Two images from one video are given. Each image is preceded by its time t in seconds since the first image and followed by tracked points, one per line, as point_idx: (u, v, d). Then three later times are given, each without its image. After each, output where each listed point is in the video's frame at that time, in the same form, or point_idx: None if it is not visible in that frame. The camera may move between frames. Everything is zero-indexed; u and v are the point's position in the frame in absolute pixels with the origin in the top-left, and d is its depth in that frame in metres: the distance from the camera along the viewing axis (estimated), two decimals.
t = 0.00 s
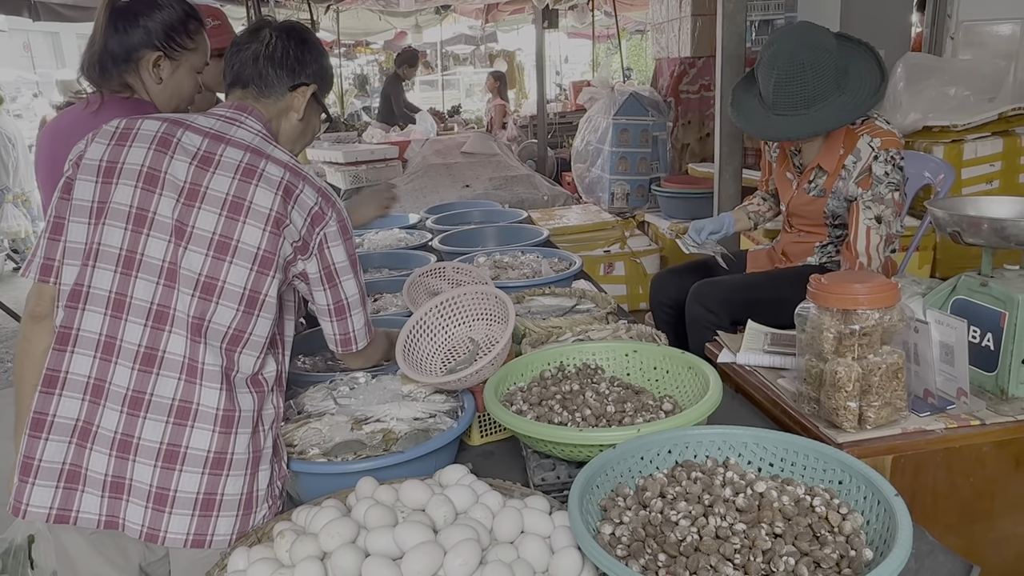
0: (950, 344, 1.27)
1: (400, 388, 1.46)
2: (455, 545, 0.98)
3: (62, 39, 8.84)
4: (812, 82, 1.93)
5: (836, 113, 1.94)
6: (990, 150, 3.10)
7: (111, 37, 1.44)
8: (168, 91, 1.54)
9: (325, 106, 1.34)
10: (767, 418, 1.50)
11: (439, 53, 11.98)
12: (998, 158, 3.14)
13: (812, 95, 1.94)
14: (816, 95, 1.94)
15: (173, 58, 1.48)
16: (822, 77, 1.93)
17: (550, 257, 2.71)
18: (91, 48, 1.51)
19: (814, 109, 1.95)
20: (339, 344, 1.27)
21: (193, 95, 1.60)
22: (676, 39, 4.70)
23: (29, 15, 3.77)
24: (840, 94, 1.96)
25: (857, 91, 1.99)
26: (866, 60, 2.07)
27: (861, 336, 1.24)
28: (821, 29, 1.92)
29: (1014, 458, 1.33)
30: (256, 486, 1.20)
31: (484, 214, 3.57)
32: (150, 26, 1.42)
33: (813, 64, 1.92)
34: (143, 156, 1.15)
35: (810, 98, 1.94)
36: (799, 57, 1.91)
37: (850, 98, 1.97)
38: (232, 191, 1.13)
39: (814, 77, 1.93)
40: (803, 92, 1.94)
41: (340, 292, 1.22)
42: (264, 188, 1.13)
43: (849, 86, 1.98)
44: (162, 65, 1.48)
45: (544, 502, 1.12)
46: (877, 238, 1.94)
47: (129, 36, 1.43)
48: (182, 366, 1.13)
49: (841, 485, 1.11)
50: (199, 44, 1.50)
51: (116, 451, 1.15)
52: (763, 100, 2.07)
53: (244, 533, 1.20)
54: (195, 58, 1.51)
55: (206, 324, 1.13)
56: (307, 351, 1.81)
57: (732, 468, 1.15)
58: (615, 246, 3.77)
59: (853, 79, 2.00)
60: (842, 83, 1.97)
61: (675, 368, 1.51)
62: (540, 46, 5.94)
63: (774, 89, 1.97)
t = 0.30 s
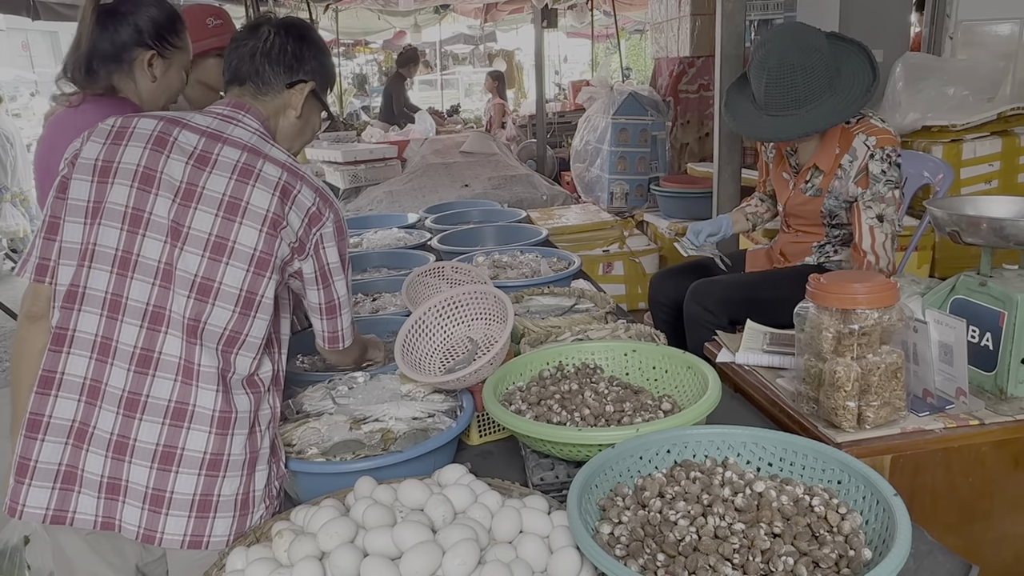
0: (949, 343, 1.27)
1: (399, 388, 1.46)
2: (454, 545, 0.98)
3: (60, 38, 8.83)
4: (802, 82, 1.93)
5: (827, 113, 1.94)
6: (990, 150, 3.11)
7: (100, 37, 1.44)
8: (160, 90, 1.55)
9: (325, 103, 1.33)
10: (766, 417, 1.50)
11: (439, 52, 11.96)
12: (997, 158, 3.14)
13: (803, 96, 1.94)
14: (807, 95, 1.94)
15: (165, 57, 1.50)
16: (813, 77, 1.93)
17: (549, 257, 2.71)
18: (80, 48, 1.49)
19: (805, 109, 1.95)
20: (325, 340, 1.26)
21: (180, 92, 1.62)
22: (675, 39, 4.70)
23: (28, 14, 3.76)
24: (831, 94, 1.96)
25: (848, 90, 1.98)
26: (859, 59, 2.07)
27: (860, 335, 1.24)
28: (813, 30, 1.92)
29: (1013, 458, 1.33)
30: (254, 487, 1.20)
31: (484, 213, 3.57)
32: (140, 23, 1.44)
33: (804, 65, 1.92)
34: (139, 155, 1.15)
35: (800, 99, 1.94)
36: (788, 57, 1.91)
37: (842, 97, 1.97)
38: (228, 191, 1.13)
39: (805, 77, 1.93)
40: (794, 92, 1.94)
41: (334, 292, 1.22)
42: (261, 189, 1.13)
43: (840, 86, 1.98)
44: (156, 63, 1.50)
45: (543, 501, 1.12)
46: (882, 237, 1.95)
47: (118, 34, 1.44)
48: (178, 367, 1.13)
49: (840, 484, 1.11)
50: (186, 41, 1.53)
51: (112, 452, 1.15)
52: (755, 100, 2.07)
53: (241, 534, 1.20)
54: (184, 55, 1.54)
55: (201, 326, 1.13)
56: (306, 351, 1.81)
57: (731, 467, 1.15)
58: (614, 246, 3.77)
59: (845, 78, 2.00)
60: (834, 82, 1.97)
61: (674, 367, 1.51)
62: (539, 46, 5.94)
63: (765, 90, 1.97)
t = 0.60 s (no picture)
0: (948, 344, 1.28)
1: (399, 388, 1.46)
2: (453, 546, 0.98)
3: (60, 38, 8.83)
4: (803, 73, 1.93)
5: (827, 104, 1.94)
6: (989, 151, 3.11)
7: (57, 36, 1.51)
8: (122, 86, 1.62)
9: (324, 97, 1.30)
10: (765, 418, 1.50)
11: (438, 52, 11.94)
12: (996, 158, 3.14)
13: (805, 87, 1.94)
14: (808, 86, 1.94)
15: (125, 52, 1.58)
16: (813, 68, 1.93)
17: (548, 257, 2.71)
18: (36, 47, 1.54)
19: (806, 100, 1.95)
20: (323, 342, 1.26)
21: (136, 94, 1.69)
22: (675, 39, 4.70)
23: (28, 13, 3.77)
24: (832, 86, 1.96)
25: (850, 83, 1.98)
26: (863, 54, 2.06)
27: (859, 336, 1.24)
28: (813, 23, 1.94)
29: (1011, 459, 1.33)
30: (248, 490, 1.20)
31: (483, 214, 3.57)
32: (97, 18, 1.53)
33: (804, 56, 1.93)
34: (128, 157, 1.14)
35: (802, 89, 1.94)
36: (788, 48, 1.93)
37: (844, 89, 1.96)
38: (217, 193, 1.12)
39: (805, 68, 1.93)
40: (796, 83, 1.94)
41: (327, 293, 1.21)
42: (250, 189, 1.12)
43: (842, 79, 1.98)
44: (115, 58, 1.57)
45: (542, 502, 1.12)
46: (909, 228, 1.97)
47: (76, 31, 1.51)
48: (169, 371, 1.13)
49: (839, 485, 1.11)
50: (142, 36, 1.62)
51: (105, 456, 1.15)
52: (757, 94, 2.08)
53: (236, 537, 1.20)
54: (142, 49, 1.63)
55: (192, 330, 1.13)
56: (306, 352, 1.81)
57: (729, 469, 1.15)
58: (614, 247, 3.77)
59: (847, 71, 2.00)
60: (836, 75, 1.97)
61: (674, 368, 1.51)
62: (539, 46, 5.94)
63: (766, 82, 1.97)
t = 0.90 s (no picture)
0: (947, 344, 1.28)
1: (399, 389, 1.47)
2: (453, 546, 0.98)
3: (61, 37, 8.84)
4: (813, 56, 1.93)
5: (835, 88, 1.93)
6: (988, 151, 3.12)
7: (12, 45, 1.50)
8: (83, 91, 1.59)
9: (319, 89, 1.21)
10: (765, 419, 1.50)
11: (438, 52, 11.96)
12: (995, 158, 3.15)
13: (814, 70, 1.94)
14: (818, 69, 1.94)
15: (82, 55, 1.56)
16: (823, 52, 1.94)
17: (548, 257, 2.71)
18: None
19: (815, 84, 1.95)
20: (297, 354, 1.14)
21: (103, 98, 1.66)
22: (674, 39, 4.71)
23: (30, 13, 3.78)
24: (842, 72, 1.96)
25: (859, 71, 1.98)
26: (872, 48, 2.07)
27: (859, 336, 1.24)
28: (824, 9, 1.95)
29: (1010, 460, 1.34)
30: (238, 495, 1.17)
31: (483, 214, 3.57)
32: (50, 24, 1.50)
33: (815, 39, 1.93)
34: (109, 159, 1.11)
35: (811, 73, 1.94)
36: (797, 30, 1.93)
37: (853, 76, 1.96)
38: (192, 194, 1.06)
39: (815, 51, 1.93)
40: (806, 66, 1.94)
41: (304, 295, 1.11)
42: (226, 188, 1.06)
43: (851, 66, 1.98)
44: (72, 63, 1.55)
45: (542, 502, 1.12)
46: (913, 222, 1.97)
47: (30, 39, 1.49)
48: (154, 375, 1.11)
49: (839, 485, 1.11)
50: (100, 37, 1.60)
51: (95, 457, 1.15)
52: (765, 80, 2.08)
53: (225, 542, 1.17)
54: (101, 51, 1.60)
55: (172, 334, 1.08)
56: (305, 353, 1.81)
57: (729, 469, 1.15)
58: (613, 247, 3.77)
59: (857, 61, 2.00)
60: (845, 62, 1.97)
61: (673, 368, 1.51)
62: (539, 46, 5.95)
63: (775, 65, 1.97)
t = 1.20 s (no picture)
0: (946, 344, 1.28)
1: (399, 388, 1.47)
2: (453, 545, 0.98)
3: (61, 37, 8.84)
4: (813, 43, 1.93)
5: (827, 81, 1.94)
6: (987, 151, 3.12)
7: None
8: (50, 89, 1.58)
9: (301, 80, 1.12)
10: (764, 418, 1.50)
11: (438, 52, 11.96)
12: (995, 158, 3.16)
13: (813, 57, 1.94)
14: (817, 57, 1.94)
15: (47, 53, 1.55)
16: (825, 42, 1.93)
17: (548, 257, 2.71)
18: None
19: (812, 71, 1.95)
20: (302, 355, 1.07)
21: (74, 95, 1.65)
22: (674, 38, 4.72)
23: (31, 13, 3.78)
24: (842, 61, 1.95)
25: (861, 67, 1.96)
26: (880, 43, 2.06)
27: (858, 336, 1.24)
28: None
29: (1009, 459, 1.34)
30: (215, 498, 1.13)
31: (483, 214, 3.57)
32: (14, 24, 1.49)
33: (817, 26, 1.93)
34: (77, 162, 1.08)
35: (810, 59, 1.94)
36: (806, 16, 1.93)
37: (852, 71, 1.96)
38: (153, 194, 1.02)
39: (816, 40, 1.93)
40: (805, 52, 1.94)
41: (288, 293, 1.03)
42: (184, 186, 1.00)
43: (853, 57, 1.97)
44: (37, 61, 1.54)
45: (542, 501, 1.13)
46: (905, 219, 1.97)
47: None
48: (126, 377, 1.08)
49: (838, 484, 1.11)
50: (66, 34, 1.58)
51: (74, 458, 1.14)
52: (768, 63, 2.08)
53: (203, 545, 1.14)
54: (68, 48, 1.59)
55: (140, 337, 1.05)
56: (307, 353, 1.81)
57: (729, 468, 1.15)
58: (613, 246, 3.78)
59: (862, 56, 1.98)
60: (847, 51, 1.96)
61: (673, 368, 1.51)
62: (539, 46, 5.96)
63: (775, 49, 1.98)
